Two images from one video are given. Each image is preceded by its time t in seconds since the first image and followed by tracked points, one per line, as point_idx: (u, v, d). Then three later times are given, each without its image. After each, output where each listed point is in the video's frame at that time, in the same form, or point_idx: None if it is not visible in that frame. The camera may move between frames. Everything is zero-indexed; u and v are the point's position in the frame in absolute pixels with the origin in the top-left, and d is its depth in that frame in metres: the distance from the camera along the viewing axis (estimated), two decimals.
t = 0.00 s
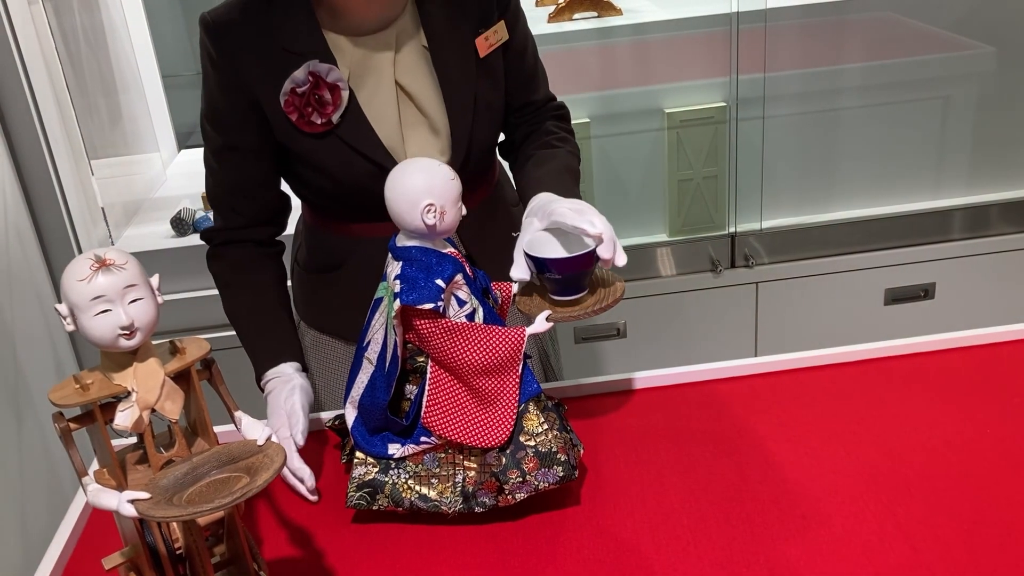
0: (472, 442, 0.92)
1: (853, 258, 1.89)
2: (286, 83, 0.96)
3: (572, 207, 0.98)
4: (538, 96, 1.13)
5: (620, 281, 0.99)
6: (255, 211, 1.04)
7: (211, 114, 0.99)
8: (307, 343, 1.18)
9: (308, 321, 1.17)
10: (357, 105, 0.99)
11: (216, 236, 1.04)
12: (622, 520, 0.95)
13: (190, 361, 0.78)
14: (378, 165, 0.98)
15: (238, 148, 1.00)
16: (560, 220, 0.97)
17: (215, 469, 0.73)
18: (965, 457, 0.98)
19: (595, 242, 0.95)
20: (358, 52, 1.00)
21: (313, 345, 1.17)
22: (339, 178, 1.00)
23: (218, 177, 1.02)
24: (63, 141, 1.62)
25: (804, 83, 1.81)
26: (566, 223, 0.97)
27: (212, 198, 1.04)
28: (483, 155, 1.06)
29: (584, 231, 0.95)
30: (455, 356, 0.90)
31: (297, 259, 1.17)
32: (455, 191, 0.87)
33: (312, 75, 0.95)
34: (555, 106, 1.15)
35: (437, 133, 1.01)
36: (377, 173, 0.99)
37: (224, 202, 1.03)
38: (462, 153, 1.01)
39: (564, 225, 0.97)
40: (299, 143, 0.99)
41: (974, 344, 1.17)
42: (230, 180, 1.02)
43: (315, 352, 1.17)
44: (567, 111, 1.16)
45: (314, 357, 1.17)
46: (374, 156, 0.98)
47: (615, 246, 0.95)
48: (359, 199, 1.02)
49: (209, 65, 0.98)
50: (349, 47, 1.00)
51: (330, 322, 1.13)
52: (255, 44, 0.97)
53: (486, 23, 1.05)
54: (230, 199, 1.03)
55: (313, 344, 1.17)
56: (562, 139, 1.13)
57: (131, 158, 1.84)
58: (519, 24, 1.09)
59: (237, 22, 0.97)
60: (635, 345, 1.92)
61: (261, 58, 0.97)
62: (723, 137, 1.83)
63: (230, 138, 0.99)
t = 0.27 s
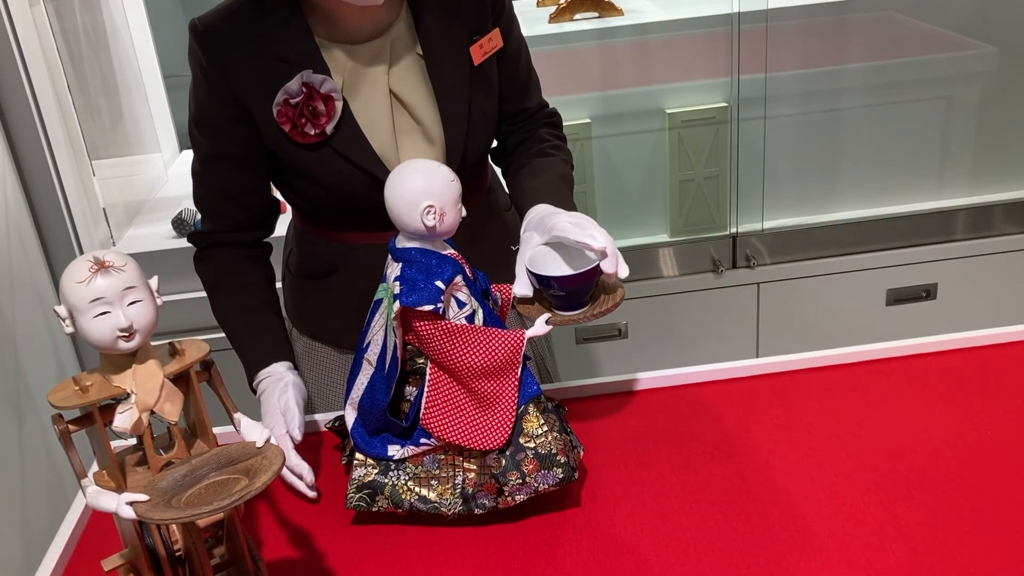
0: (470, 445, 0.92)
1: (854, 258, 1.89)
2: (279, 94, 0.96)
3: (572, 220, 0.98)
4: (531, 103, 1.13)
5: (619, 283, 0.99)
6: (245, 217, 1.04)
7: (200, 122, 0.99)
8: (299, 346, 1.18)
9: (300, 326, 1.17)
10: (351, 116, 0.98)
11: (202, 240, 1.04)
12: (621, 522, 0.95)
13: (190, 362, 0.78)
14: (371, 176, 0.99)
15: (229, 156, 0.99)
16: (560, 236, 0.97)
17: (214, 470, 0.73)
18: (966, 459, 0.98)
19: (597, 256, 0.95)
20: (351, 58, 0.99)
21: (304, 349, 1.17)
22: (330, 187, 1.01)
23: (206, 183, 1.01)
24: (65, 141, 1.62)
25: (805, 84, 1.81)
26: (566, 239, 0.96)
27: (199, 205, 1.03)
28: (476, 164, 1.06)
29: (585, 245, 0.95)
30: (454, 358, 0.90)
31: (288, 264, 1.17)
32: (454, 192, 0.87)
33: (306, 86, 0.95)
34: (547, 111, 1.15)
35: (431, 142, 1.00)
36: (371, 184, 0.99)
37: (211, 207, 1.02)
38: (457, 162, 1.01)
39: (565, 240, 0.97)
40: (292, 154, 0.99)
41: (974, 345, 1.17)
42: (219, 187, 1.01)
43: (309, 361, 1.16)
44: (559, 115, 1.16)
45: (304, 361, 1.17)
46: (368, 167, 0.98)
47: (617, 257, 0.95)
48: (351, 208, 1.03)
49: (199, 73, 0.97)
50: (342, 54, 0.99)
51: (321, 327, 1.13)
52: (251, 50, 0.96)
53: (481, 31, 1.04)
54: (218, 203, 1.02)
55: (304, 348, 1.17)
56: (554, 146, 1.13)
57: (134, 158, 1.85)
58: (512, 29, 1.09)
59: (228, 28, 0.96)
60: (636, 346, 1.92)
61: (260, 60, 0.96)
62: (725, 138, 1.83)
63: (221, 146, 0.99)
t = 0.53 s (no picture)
0: (472, 448, 0.91)
1: (854, 258, 1.88)
2: (270, 95, 0.96)
3: (574, 225, 0.97)
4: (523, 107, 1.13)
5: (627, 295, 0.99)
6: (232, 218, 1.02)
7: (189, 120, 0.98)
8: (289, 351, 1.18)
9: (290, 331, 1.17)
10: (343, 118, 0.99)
11: (188, 238, 1.02)
12: (620, 523, 0.95)
13: (187, 363, 0.78)
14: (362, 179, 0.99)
15: (223, 156, 0.99)
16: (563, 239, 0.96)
17: (212, 472, 0.73)
18: (966, 459, 0.97)
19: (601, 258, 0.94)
20: (343, 61, 0.99)
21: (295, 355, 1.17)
22: (321, 190, 1.00)
23: (193, 182, 1.00)
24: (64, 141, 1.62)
25: (805, 83, 1.81)
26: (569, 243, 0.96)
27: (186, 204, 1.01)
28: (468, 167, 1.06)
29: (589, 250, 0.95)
30: (457, 360, 0.90)
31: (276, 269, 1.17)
32: (460, 192, 0.87)
33: (297, 87, 0.95)
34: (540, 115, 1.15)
35: (422, 146, 1.01)
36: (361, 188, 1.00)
37: (199, 206, 1.00)
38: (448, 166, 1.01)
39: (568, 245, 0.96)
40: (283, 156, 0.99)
41: (974, 346, 1.16)
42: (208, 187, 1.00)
43: (298, 365, 1.17)
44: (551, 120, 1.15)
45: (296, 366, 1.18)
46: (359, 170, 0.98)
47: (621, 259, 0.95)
48: (340, 210, 1.03)
49: (190, 73, 0.96)
50: (335, 57, 0.99)
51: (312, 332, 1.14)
52: (245, 51, 0.96)
53: (474, 34, 1.05)
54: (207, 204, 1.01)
55: (296, 353, 1.18)
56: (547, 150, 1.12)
57: (134, 159, 1.85)
58: (506, 35, 1.10)
59: (220, 28, 0.96)
60: (635, 346, 1.92)
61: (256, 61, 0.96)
62: (725, 137, 1.83)
63: (211, 146, 0.98)
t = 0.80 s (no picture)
0: (493, 446, 0.91)
1: (852, 258, 1.88)
2: (259, 91, 0.95)
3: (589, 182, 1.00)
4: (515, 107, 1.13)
5: (648, 302, 1.01)
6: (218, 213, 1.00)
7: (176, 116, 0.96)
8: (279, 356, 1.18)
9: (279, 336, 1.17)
10: (332, 117, 0.99)
11: (173, 235, 0.99)
12: (618, 524, 0.94)
13: (184, 365, 0.77)
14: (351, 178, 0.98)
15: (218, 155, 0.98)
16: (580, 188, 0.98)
17: (209, 474, 0.73)
18: (965, 459, 0.97)
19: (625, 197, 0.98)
20: (334, 59, 0.99)
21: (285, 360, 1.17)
22: (310, 189, 1.00)
23: (181, 179, 0.98)
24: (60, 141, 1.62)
25: (803, 83, 1.81)
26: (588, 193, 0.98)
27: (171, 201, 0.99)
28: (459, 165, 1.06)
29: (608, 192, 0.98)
30: (479, 357, 0.90)
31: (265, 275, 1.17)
32: (484, 191, 0.87)
33: (287, 84, 0.94)
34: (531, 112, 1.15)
35: (411, 147, 1.02)
36: (350, 186, 0.99)
37: (184, 203, 0.98)
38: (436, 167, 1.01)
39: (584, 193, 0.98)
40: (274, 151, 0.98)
41: (972, 346, 1.17)
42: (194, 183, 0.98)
43: (286, 369, 1.18)
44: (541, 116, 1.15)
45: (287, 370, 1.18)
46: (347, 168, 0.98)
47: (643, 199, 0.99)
48: (331, 211, 1.02)
49: (178, 70, 0.95)
50: (326, 55, 0.99)
51: (303, 337, 1.13)
52: (240, 51, 0.96)
53: (466, 37, 1.05)
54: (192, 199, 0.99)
55: (286, 359, 1.18)
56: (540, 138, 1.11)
57: (129, 160, 1.84)
58: (497, 38, 1.10)
59: (211, 24, 0.95)
60: (633, 346, 1.92)
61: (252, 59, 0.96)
62: (722, 137, 1.83)
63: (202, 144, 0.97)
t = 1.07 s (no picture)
0: (506, 444, 0.89)
1: (843, 257, 1.89)
2: (244, 79, 0.95)
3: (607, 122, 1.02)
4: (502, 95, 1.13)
5: (660, 296, 1.01)
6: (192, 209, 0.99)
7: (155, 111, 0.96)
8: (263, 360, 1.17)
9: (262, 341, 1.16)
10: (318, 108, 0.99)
11: (146, 229, 0.98)
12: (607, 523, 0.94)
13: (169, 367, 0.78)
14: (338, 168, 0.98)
15: (204, 151, 0.98)
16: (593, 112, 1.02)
17: (192, 476, 0.72)
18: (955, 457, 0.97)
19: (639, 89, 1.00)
20: (317, 51, 1.00)
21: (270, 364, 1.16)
22: (294, 182, 0.99)
23: (155, 175, 0.97)
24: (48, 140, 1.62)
25: (792, 84, 1.81)
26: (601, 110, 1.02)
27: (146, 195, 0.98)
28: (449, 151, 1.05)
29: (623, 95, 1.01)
30: (493, 355, 0.89)
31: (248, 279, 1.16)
32: (500, 188, 0.87)
33: (272, 71, 0.95)
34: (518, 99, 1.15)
35: (398, 137, 1.02)
36: (339, 177, 0.99)
37: (158, 198, 0.97)
38: (424, 157, 1.01)
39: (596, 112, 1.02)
40: (257, 144, 0.98)
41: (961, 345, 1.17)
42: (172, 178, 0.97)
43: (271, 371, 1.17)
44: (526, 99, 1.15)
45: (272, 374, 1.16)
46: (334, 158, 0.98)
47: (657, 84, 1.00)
48: (314, 208, 1.02)
49: (158, 64, 0.95)
50: (309, 48, 1.00)
51: (286, 341, 1.12)
52: (226, 48, 0.96)
53: (450, 31, 1.06)
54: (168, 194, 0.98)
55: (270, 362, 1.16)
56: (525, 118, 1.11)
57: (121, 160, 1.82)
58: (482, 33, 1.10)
59: (195, 18, 0.96)
60: (625, 347, 1.91)
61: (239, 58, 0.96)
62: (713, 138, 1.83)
63: (185, 140, 0.97)
